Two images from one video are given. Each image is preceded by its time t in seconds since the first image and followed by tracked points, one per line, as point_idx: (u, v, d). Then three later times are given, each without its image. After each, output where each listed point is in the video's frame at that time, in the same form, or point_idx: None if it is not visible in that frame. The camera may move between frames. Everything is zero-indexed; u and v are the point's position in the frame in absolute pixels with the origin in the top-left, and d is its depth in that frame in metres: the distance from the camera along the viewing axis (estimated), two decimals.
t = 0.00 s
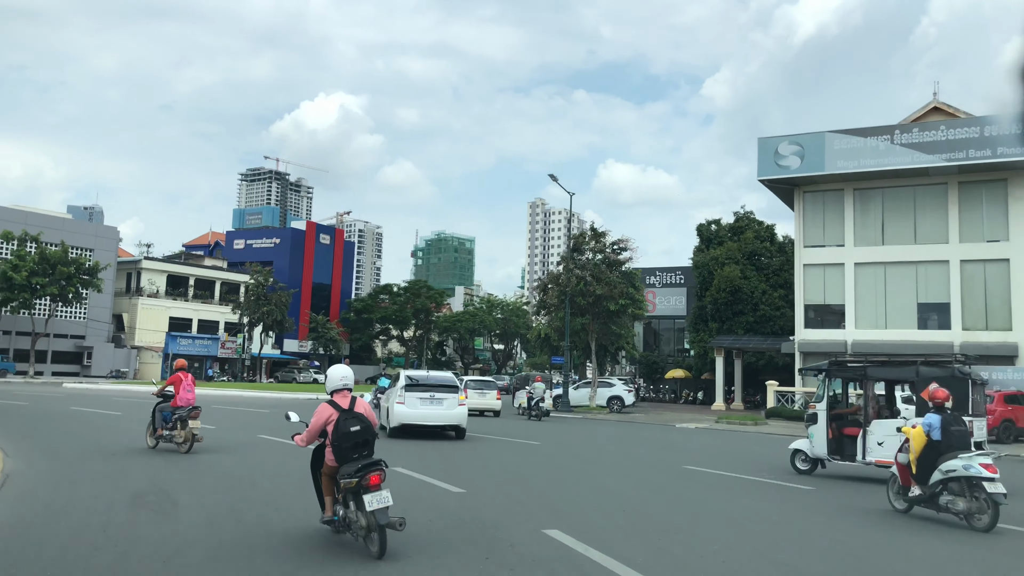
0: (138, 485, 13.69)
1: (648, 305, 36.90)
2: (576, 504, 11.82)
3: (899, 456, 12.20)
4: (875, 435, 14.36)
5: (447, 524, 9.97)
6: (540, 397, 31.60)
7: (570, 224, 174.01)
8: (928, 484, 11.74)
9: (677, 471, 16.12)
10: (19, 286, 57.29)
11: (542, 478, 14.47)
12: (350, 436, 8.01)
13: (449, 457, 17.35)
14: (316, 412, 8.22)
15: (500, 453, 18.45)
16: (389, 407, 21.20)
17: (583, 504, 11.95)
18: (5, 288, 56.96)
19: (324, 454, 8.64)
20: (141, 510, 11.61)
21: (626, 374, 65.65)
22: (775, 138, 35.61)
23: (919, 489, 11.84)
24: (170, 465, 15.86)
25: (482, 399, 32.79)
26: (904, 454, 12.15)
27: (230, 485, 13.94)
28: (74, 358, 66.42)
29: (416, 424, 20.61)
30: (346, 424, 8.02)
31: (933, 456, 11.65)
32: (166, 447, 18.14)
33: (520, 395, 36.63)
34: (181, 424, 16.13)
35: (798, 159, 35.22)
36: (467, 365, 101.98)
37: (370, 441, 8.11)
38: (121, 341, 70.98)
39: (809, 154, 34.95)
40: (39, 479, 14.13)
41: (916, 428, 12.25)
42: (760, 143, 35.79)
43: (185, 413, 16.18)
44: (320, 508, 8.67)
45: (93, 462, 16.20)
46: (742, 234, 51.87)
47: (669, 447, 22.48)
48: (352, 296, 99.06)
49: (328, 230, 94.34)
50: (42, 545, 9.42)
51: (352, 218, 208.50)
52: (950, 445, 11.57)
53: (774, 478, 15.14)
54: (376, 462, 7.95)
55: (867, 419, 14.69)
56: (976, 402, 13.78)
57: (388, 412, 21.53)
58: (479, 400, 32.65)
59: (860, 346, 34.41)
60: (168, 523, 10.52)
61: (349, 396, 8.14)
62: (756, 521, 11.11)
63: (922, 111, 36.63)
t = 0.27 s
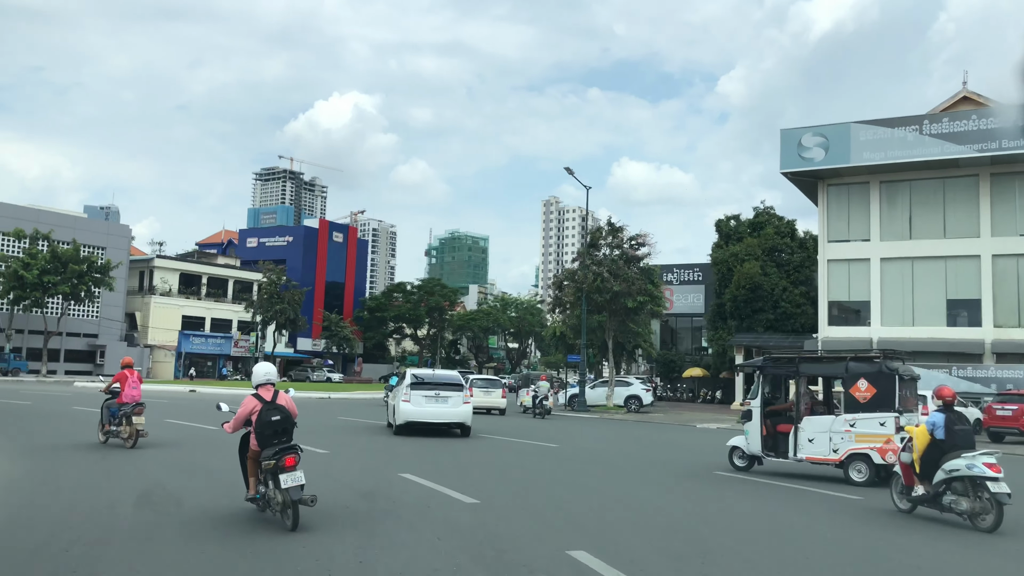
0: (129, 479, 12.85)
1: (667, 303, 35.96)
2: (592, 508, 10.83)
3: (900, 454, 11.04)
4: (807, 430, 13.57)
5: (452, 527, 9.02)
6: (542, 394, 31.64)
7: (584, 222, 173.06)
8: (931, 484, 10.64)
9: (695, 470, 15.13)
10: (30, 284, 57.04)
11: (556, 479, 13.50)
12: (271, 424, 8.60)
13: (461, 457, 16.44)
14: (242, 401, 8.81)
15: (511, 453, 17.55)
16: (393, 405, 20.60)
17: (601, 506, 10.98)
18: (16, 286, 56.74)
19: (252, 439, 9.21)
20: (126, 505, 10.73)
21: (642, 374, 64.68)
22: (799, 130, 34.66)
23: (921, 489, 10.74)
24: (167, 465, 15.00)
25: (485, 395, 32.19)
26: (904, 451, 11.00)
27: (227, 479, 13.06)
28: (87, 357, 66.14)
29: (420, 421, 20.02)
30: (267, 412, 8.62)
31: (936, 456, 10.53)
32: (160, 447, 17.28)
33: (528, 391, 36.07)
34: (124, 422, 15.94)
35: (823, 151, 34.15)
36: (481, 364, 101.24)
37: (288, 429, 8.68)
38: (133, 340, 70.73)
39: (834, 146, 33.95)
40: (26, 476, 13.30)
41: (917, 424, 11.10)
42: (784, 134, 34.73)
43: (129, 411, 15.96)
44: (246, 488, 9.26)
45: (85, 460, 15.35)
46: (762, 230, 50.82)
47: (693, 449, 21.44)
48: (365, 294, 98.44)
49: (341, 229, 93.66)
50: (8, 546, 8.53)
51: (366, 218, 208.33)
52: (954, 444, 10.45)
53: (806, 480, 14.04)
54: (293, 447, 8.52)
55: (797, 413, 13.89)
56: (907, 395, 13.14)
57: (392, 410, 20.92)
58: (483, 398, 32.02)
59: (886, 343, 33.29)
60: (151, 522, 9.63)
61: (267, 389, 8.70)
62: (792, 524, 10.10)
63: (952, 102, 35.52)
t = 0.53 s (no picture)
0: (114, 479, 12.00)
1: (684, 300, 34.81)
2: (610, 511, 9.89)
3: (899, 453, 10.44)
4: (730, 427, 13.34)
5: (454, 530, 8.09)
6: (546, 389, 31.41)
7: (595, 220, 171.86)
8: (931, 484, 10.10)
9: (721, 473, 14.15)
10: (35, 282, 56.45)
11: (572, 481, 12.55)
12: (198, 416, 9.11)
13: (471, 458, 15.52)
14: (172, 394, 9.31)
15: (524, 453, 16.61)
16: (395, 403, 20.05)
17: (620, 510, 10.03)
18: (21, 284, 56.16)
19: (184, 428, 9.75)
20: (104, 504, 9.87)
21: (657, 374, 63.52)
22: (820, 121, 33.47)
23: (921, 489, 10.19)
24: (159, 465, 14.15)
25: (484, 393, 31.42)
26: (903, 450, 10.42)
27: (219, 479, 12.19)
28: (93, 355, 65.55)
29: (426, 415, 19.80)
30: (194, 406, 9.13)
31: (935, 455, 9.97)
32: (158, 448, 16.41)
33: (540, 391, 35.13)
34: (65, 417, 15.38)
35: (845, 142, 32.94)
36: (492, 363, 100.26)
37: (214, 420, 9.21)
38: (140, 338, 70.18)
39: (856, 137, 32.72)
40: (8, 475, 12.48)
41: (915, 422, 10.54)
42: (805, 126, 33.64)
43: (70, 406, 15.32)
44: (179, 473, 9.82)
45: (74, 459, 14.50)
46: (780, 226, 49.67)
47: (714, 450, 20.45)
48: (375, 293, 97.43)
49: (350, 226, 92.75)
50: None
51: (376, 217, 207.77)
52: (955, 443, 9.90)
53: (843, 485, 13.01)
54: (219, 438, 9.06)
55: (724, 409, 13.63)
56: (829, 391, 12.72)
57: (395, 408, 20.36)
58: (487, 397, 31.20)
59: (911, 341, 32.06)
60: (125, 523, 8.77)
61: (198, 381, 9.28)
62: (831, 530, 9.14)
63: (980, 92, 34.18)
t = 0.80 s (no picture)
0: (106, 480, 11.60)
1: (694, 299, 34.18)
2: (623, 521, 9.44)
3: (889, 453, 10.54)
4: (647, 423, 13.78)
5: (459, 544, 7.65)
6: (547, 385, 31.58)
7: (602, 220, 171.53)
8: (921, 483, 10.16)
9: (737, 478, 13.66)
10: (42, 282, 56.26)
11: (582, 487, 12.10)
12: (138, 408, 10.11)
13: (477, 461, 15.08)
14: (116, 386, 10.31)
15: (531, 456, 16.17)
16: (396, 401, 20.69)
17: (633, 519, 9.58)
18: (28, 284, 55.97)
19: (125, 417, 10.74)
20: (95, 509, 9.46)
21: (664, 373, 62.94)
22: (834, 115, 33.24)
23: (910, 489, 10.26)
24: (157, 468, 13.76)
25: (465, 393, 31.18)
26: (894, 450, 10.51)
27: (216, 482, 11.78)
28: (101, 355, 65.37)
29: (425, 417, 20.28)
30: (134, 398, 10.11)
31: (924, 455, 10.09)
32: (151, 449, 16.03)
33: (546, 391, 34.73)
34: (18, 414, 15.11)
35: (860, 137, 32.63)
36: (499, 363, 99.91)
37: (152, 411, 10.20)
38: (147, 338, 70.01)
39: (871, 132, 32.38)
40: None
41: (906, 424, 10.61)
42: (820, 120, 33.44)
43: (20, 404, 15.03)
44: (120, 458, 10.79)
45: (68, 457, 14.16)
46: (790, 224, 49.08)
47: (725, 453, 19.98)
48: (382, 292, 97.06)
49: (358, 226, 92.44)
50: None
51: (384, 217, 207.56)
52: (943, 443, 9.97)
53: (861, 491, 12.52)
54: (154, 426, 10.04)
55: (642, 406, 14.08)
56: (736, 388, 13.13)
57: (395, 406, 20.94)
58: (487, 396, 30.82)
59: (927, 340, 31.42)
60: (115, 530, 8.35)
61: (136, 376, 10.15)
62: (856, 542, 8.66)
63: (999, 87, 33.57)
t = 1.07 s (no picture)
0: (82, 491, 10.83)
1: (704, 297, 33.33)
2: (638, 538, 8.63)
3: (872, 453, 10.76)
4: (563, 420, 14.13)
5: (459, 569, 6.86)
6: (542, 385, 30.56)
7: (607, 220, 170.59)
8: (903, 483, 10.39)
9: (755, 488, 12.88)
10: (41, 281, 55.60)
11: (591, 497, 11.30)
12: (76, 403, 11.08)
13: (481, 468, 14.25)
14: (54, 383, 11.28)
15: (537, 463, 15.34)
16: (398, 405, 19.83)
17: (648, 537, 8.78)
18: (28, 283, 55.32)
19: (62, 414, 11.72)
20: (62, 525, 8.63)
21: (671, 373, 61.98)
22: (846, 110, 32.08)
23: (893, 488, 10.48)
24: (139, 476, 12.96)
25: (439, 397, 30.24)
26: (877, 450, 10.73)
27: (199, 493, 10.98)
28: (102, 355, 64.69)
29: (424, 417, 19.88)
30: (72, 393, 11.10)
31: (907, 455, 10.28)
32: (137, 454, 15.24)
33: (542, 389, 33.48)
34: None
35: (874, 132, 31.50)
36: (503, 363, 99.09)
37: (89, 405, 11.19)
38: (149, 338, 69.35)
39: (885, 126, 31.29)
40: None
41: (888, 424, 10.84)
42: (831, 116, 32.28)
43: None
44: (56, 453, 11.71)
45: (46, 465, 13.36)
46: (800, 222, 48.15)
47: (739, 459, 19.17)
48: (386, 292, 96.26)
49: (361, 225, 91.68)
50: None
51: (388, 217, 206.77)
52: (926, 443, 10.17)
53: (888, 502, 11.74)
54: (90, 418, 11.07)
55: (560, 404, 14.38)
56: (645, 386, 13.28)
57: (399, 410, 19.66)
58: (486, 397, 30.05)
59: (945, 340, 30.48)
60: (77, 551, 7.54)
61: (73, 374, 11.23)
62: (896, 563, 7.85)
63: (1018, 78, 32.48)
